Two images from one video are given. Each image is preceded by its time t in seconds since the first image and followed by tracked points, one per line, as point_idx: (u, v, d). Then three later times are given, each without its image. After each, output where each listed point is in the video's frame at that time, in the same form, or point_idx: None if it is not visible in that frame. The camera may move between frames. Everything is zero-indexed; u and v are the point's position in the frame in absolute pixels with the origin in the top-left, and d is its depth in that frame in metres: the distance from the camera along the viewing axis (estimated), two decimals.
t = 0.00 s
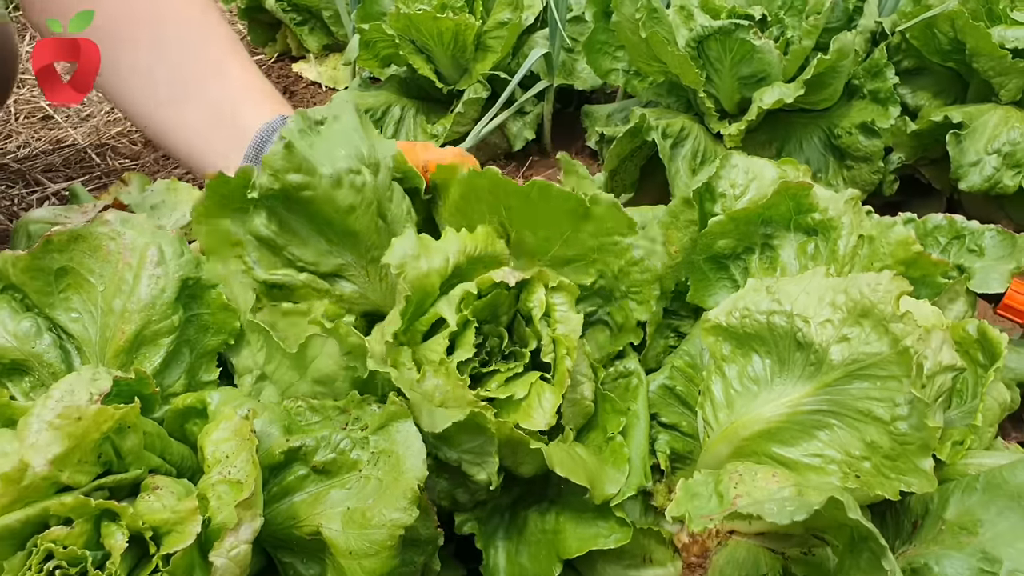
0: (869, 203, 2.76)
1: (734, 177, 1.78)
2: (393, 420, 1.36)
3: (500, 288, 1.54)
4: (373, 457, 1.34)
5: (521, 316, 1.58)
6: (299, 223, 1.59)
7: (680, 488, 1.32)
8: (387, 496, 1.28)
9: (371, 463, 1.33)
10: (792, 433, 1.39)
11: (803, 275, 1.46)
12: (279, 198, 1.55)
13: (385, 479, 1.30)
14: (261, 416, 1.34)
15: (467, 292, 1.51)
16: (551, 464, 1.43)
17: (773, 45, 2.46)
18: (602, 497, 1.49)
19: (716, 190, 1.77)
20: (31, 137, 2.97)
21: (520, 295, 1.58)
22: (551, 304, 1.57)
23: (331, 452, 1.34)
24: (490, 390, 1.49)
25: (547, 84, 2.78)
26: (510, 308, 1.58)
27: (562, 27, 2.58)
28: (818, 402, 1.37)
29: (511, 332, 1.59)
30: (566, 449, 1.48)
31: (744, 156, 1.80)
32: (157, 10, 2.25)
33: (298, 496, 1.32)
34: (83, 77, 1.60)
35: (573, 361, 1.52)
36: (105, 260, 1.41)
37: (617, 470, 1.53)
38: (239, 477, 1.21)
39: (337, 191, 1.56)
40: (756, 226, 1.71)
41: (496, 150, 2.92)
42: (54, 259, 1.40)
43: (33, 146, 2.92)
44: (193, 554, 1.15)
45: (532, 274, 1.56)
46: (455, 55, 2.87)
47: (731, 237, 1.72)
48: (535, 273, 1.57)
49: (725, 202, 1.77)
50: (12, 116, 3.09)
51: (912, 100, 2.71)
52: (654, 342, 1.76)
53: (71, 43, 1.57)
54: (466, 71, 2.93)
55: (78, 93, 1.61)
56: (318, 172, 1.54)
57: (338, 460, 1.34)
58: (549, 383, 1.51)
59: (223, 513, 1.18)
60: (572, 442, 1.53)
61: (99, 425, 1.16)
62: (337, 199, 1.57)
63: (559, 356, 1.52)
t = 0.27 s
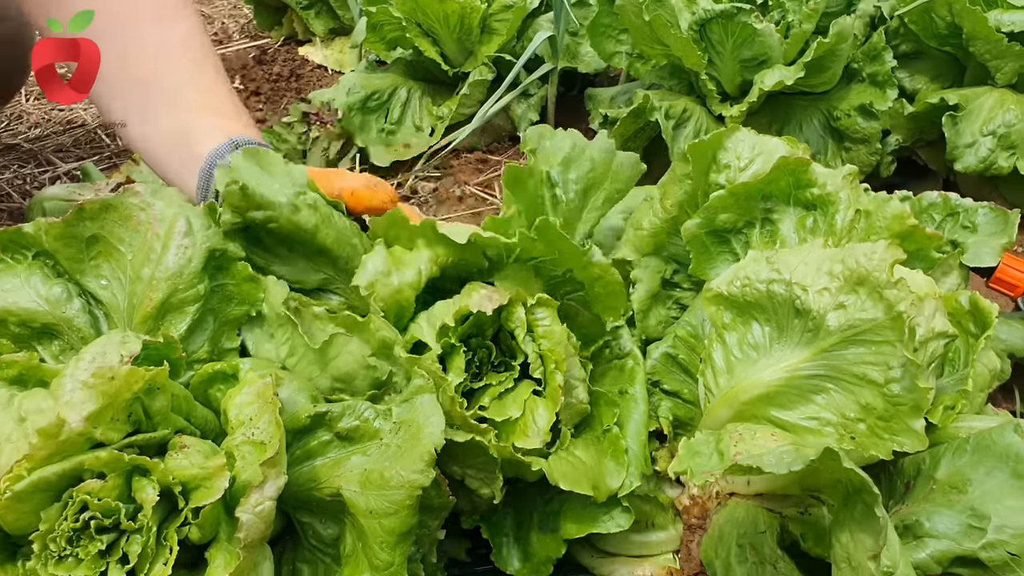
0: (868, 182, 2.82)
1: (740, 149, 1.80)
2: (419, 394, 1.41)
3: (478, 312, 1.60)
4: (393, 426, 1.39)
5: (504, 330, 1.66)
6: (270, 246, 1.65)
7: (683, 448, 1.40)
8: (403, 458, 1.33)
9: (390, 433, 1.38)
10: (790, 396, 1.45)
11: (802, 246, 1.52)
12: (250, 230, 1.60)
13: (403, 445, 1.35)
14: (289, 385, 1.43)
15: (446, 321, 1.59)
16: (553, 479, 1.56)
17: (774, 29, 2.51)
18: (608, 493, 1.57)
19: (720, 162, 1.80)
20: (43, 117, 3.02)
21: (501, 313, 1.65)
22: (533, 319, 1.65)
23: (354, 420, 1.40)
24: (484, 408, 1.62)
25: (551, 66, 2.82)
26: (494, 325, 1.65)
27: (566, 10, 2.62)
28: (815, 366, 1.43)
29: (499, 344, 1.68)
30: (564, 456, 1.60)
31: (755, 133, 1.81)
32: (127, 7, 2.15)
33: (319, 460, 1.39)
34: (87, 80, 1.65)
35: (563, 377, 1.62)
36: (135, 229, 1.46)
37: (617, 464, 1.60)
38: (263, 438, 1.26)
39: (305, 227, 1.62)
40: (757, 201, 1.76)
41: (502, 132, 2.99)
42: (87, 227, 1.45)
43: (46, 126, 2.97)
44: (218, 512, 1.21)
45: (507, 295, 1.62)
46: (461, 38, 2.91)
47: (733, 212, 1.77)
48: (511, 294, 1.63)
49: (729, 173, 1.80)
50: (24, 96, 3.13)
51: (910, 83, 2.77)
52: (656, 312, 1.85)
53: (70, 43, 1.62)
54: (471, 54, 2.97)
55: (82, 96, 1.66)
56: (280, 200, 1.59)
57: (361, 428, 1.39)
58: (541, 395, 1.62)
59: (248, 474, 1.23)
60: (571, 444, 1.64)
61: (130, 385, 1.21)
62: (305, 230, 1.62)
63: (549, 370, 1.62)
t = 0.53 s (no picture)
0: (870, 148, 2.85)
1: (745, 114, 1.82)
2: (419, 339, 1.40)
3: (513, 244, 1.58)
4: (398, 370, 1.38)
5: (533, 270, 1.63)
6: (311, 167, 1.69)
7: (682, 406, 1.42)
8: (408, 401, 1.33)
9: (394, 377, 1.38)
10: (789, 356, 1.49)
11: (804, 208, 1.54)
12: (298, 145, 1.65)
13: (408, 389, 1.35)
14: (294, 334, 1.42)
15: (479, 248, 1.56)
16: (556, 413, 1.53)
17: None
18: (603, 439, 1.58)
19: (726, 125, 1.82)
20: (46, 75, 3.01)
21: (532, 252, 1.63)
22: (561, 261, 1.62)
23: (359, 366, 1.41)
24: (500, 338, 1.57)
25: (556, 29, 2.82)
26: (522, 263, 1.62)
27: None
28: (814, 327, 1.45)
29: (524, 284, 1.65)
30: (570, 397, 1.57)
31: (759, 97, 1.82)
32: None
33: (325, 407, 1.39)
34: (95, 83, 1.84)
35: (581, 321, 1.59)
36: (135, 184, 1.47)
37: (617, 413, 1.61)
38: (271, 386, 1.27)
39: (356, 151, 1.65)
40: (760, 164, 1.77)
41: (507, 94, 2.98)
42: (87, 184, 1.47)
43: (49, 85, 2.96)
44: (230, 456, 1.22)
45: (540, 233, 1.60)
46: None
47: (737, 174, 1.78)
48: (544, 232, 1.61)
49: (734, 136, 1.81)
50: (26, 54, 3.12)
51: (914, 49, 2.76)
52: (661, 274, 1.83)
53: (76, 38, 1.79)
54: (477, 15, 2.95)
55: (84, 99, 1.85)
56: (331, 117, 1.63)
57: (365, 374, 1.40)
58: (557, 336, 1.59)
59: (257, 419, 1.23)
60: (576, 388, 1.62)
61: (141, 334, 1.23)
62: (351, 155, 1.65)
63: (567, 313, 1.59)
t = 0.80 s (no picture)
0: (878, 115, 2.82)
1: (755, 81, 1.81)
2: (420, 296, 1.39)
3: (538, 189, 1.56)
4: (399, 328, 1.38)
5: (552, 222, 1.62)
6: (355, 82, 1.73)
7: (680, 373, 1.42)
8: (410, 358, 1.32)
9: (396, 335, 1.37)
10: (787, 327, 1.50)
11: (809, 180, 1.54)
12: (354, 56, 1.70)
13: (409, 346, 1.34)
14: (297, 290, 1.41)
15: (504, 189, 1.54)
16: (556, 357, 1.51)
17: None
18: (600, 392, 1.58)
19: (734, 92, 1.81)
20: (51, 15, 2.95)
21: (554, 200, 1.61)
22: (581, 214, 1.60)
23: (360, 324, 1.38)
24: (512, 282, 1.54)
25: None
26: (543, 211, 1.60)
27: None
28: (814, 300, 1.47)
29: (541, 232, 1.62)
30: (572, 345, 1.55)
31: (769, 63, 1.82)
32: None
33: (329, 362, 1.38)
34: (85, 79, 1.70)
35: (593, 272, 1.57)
36: (138, 140, 1.48)
37: (617, 368, 1.61)
38: (273, 343, 1.28)
39: (401, 69, 1.69)
40: (768, 132, 1.76)
41: (517, 47, 2.97)
42: (90, 140, 1.47)
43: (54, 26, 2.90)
44: (232, 413, 1.22)
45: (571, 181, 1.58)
46: None
47: (745, 142, 1.77)
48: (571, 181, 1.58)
49: (742, 103, 1.80)
50: None
51: (931, 13, 2.71)
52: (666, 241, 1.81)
53: (71, 45, 1.59)
54: None
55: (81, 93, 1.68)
56: (380, 39, 1.68)
57: (367, 331, 1.38)
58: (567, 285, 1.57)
59: (260, 375, 1.23)
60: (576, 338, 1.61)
61: (146, 291, 1.24)
62: (396, 72, 1.69)
63: (579, 262, 1.57)
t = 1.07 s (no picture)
0: (887, 87, 2.78)
1: (762, 58, 1.79)
2: (415, 278, 1.41)
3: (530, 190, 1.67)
4: (394, 307, 1.40)
5: (544, 222, 1.73)
6: (365, 73, 1.70)
7: (675, 356, 1.43)
8: (403, 338, 1.35)
9: (390, 314, 1.39)
10: (784, 311, 1.51)
11: (812, 163, 1.53)
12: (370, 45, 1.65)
13: (403, 326, 1.37)
14: (295, 265, 1.43)
15: (497, 187, 1.65)
16: (539, 361, 1.61)
17: None
18: (584, 395, 1.66)
19: (740, 68, 1.79)
20: None
21: (547, 202, 1.71)
22: (573, 217, 1.71)
23: (356, 301, 1.41)
24: (499, 281, 1.67)
25: None
26: (536, 211, 1.72)
27: None
28: (812, 285, 1.47)
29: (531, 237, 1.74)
30: (556, 348, 1.65)
31: (775, 40, 1.80)
32: None
33: (325, 338, 1.41)
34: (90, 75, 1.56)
35: (579, 280, 1.69)
36: (139, 109, 1.47)
37: (600, 370, 1.68)
38: (269, 318, 1.31)
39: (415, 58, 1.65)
40: (773, 109, 1.74)
41: (527, 4, 2.98)
42: (91, 109, 1.47)
43: None
44: (227, 390, 1.24)
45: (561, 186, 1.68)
46: None
47: (749, 119, 1.75)
48: (563, 186, 1.69)
49: (748, 80, 1.79)
50: None
51: None
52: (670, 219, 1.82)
53: (70, 44, 1.64)
54: None
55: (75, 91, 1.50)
56: (390, 32, 1.63)
57: (362, 309, 1.41)
58: (553, 288, 1.69)
59: (257, 351, 1.25)
60: (563, 342, 1.71)
61: (144, 266, 1.25)
62: (410, 62, 1.65)
63: (567, 267, 1.69)
